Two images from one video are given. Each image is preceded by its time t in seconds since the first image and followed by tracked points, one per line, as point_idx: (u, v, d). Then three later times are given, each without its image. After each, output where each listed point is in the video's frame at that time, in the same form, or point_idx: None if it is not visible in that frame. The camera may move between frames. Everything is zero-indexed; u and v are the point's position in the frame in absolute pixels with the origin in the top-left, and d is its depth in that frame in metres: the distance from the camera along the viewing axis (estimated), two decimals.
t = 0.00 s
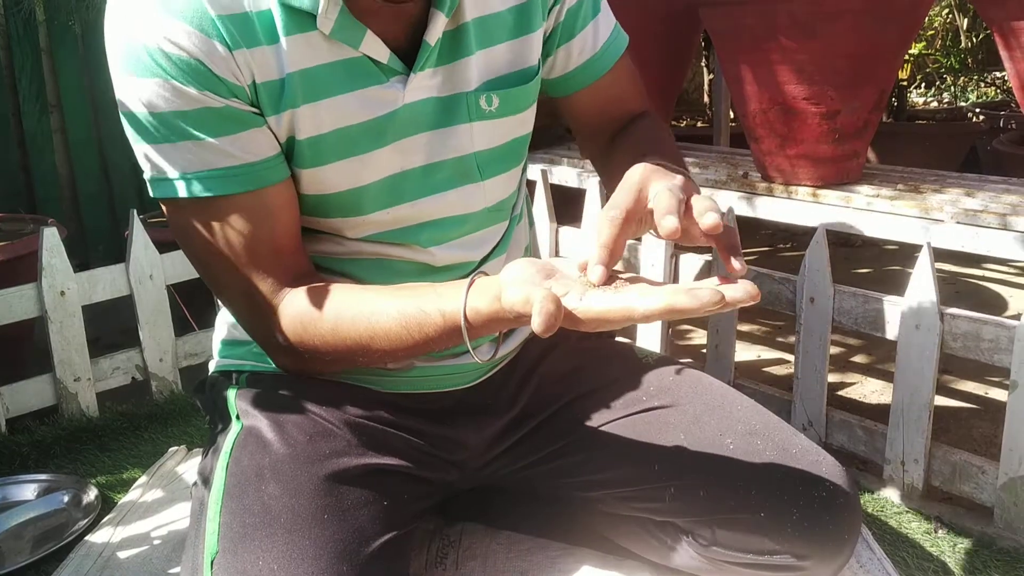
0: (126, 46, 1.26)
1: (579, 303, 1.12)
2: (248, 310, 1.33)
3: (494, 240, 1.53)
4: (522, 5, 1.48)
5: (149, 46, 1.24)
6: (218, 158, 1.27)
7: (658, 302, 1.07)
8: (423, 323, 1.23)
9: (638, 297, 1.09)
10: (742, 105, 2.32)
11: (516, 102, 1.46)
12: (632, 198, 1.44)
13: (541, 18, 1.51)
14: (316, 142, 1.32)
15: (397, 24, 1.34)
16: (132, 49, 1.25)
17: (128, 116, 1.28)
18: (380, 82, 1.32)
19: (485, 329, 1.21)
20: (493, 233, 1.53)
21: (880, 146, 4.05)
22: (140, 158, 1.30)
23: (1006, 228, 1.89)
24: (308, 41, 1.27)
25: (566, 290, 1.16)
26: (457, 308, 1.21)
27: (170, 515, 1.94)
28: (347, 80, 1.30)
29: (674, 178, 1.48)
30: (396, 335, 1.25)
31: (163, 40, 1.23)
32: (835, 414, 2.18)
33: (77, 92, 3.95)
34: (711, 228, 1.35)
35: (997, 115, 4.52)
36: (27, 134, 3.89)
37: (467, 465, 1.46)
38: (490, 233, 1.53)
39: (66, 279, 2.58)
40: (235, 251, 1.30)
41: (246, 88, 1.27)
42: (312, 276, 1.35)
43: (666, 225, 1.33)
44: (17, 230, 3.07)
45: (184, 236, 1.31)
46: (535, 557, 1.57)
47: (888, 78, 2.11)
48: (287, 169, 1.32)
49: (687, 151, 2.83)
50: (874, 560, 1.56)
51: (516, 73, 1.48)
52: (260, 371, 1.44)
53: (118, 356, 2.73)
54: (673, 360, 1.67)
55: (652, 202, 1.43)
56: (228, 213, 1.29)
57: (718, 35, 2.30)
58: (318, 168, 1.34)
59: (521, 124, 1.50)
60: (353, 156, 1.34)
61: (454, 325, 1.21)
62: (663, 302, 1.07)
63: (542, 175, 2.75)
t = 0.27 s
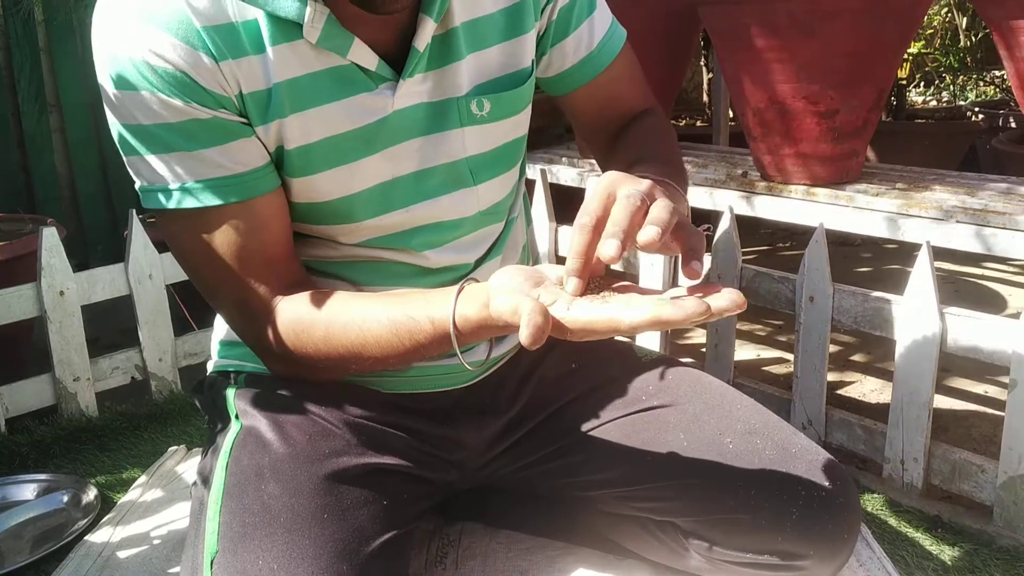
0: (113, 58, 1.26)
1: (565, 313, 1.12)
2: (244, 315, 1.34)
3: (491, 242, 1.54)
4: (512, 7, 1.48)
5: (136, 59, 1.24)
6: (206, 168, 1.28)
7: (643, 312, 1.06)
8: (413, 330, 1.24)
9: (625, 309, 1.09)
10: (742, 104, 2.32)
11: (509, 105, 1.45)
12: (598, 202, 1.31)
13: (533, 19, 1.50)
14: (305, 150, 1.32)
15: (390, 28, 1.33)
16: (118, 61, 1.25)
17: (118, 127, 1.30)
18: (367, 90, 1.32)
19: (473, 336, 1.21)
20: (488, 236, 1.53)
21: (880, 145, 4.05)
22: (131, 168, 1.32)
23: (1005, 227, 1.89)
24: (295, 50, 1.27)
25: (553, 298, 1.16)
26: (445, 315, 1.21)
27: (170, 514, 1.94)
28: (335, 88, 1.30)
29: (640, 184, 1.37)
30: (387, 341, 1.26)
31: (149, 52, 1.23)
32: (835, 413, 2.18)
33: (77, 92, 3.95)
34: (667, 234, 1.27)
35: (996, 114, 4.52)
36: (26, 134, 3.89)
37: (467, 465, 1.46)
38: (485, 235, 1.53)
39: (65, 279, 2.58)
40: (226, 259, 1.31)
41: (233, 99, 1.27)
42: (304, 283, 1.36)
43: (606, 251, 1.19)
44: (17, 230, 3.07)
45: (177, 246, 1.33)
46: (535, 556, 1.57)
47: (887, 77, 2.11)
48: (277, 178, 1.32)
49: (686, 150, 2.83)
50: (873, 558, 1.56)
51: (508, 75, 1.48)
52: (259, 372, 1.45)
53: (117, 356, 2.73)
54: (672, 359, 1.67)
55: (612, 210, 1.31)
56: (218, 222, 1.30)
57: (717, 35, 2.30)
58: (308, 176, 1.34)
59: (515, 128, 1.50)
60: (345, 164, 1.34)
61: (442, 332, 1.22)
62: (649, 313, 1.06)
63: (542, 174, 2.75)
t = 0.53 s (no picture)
0: (107, 63, 1.26)
1: (559, 320, 1.12)
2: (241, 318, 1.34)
3: (490, 243, 1.54)
4: (509, 9, 1.47)
5: (129, 64, 1.24)
6: (200, 173, 1.28)
7: (637, 316, 1.06)
8: (408, 333, 1.24)
9: (619, 313, 1.09)
10: (741, 103, 2.32)
11: (506, 109, 1.45)
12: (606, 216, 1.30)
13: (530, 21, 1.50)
14: (301, 154, 1.32)
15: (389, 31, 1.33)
16: (113, 67, 1.25)
17: (113, 131, 1.30)
18: (362, 94, 1.32)
19: (468, 339, 1.21)
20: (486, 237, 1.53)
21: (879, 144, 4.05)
22: (127, 172, 1.32)
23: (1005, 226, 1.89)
24: (289, 54, 1.26)
25: (547, 304, 1.16)
26: (440, 319, 1.21)
27: (170, 514, 1.94)
28: (331, 92, 1.30)
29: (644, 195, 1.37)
30: (383, 345, 1.25)
31: (142, 58, 1.23)
32: (835, 412, 2.18)
33: (76, 92, 3.94)
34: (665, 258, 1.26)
35: (995, 113, 4.52)
36: (25, 133, 3.89)
37: (467, 465, 1.46)
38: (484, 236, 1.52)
39: (64, 279, 2.58)
40: (223, 263, 1.31)
41: (228, 104, 1.27)
42: (302, 286, 1.36)
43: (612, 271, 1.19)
44: (16, 229, 3.06)
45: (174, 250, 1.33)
46: (535, 556, 1.57)
47: (886, 76, 2.11)
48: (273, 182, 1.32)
49: (686, 149, 2.83)
50: (874, 558, 1.56)
51: (505, 78, 1.48)
52: (258, 373, 1.45)
53: (116, 356, 2.72)
54: (672, 358, 1.66)
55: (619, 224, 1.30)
56: (215, 227, 1.30)
57: (717, 34, 2.29)
58: (305, 180, 1.34)
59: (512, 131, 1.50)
60: (343, 167, 1.34)
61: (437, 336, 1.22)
62: (642, 316, 1.06)
63: (541, 173, 2.75)
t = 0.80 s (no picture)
0: (107, 64, 1.26)
1: (556, 319, 1.11)
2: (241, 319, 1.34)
3: (489, 243, 1.54)
4: (510, 10, 1.47)
5: (130, 65, 1.24)
6: (200, 174, 1.28)
7: (632, 313, 1.06)
8: (406, 334, 1.24)
9: (614, 310, 1.09)
10: (740, 103, 2.32)
11: (507, 110, 1.45)
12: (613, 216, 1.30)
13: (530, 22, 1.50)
14: (302, 156, 1.32)
15: (390, 33, 1.33)
16: (114, 69, 1.25)
17: (114, 132, 1.30)
18: (363, 96, 1.32)
19: (466, 339, 1.21)
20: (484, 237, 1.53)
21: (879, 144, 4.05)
22: (127, 174, 1.32)
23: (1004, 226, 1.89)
24: (290, 56, 1.26)
25: (544, 303, 1.16)
26: (437, 319, 1.21)
27: (170, 514, 1.94)
28: (331, 94, 1.30)
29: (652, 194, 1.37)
30: (380, 345, 1.25)
31: (143, 59, 1.23)
32: (834, 412, 2.18)
33: (75, 92, 3.94)
34: (672, 262, 1.25)
35: (995, 113, 4.53)
36: (25, 133, 3.89)
37: (466, 465, 1.46)
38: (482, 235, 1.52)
39: (64, 279, 2.58)
40: (222, 264, 1.31)
41: (228, 106, 1.27)
42: (302, 287, 1.36)
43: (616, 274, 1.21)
44: (15, 230, 3.06)
45: (174, 251, 1.33)
46: (534, 556, 1.58)
47: (886, 76, 2.11)
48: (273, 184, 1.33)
49: (685, 149, 2.83)
50: (873, 557, 1.56)
51: (505, 80, 1.48)
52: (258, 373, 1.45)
53: (116, 356, 2.72)
54: (672, 358, 1.66)
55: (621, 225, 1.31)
56: (215, 228, 1.30)
57: (717, 33, 2.29)
58: (305, 182, 1.34)
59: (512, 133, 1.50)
60: (344, 169, 1.34)
61: (435, 337, 1.22)
62: (638, 312, 1.06)
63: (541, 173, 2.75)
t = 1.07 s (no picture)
0: (108, 64, 1.26)
1: (553, 317, 1.11)
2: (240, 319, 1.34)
3: (489, 244, 1.54)
4: (512, 11, 1.47)
5: (130, 66, 1.24)
6: (200, 175, 1.28)
7: (628, 309, 1.06)
8: (403, 334, 1.24)
9: (611, 305, 1.09)
10: (739, 102, 2.32)
11: (507, 112, 1.45)
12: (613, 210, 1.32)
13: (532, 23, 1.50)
14: (302, 157, 1.32)
15: (391, 34, 1.33)
16: (114, 68, 1.25)
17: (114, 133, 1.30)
18: (363, 97, 1.32)
19: (463, 338, 1.21)
20: (483, 238, 1.53)
21: (878, 144, 4.05)
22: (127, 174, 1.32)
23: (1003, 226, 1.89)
24: (291, 57, 1.26)
25: (541, 300, 1.15)
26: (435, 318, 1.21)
27: (169, 515, 1.94)
28: (332, 96, 1.30)
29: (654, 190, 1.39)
30: (378, 345, 1.25)
31: (143, 59, 1.23)
32: (834, 412, 2.18)
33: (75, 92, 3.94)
34: (673, 256, 1.26)
35: (994, 113, 4.53)
36: (24, 134, 3.88)
37: (465, 466, 1.46)
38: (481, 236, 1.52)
39: (63, 279, 2.58)
40: (221, 264, 1.31)
41: (229, 106, 1.27)
42: (300, 287, 1.36)
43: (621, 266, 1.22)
44: (14, 230, 3.06)
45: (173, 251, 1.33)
46: (532, 557, 1.59)
47: (885, 76, 2.11)
48: (272, 185, 1.33)
49: (684, 149, 2.82)
50: (872, 557, 1.57)
51: (506, 81, 1.48)
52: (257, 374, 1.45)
53: (116, 356, 2.72)
54: (671, 358, 1.66)
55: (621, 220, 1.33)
56: (214, 228, 1.30)
57: (716, 33, 2.29)
58: (304, 183, 1.34)
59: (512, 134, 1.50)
60: (344, 170, 1.34)
61: (433, 336, 1.21)
62: (635, 308, 1.06)
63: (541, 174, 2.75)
